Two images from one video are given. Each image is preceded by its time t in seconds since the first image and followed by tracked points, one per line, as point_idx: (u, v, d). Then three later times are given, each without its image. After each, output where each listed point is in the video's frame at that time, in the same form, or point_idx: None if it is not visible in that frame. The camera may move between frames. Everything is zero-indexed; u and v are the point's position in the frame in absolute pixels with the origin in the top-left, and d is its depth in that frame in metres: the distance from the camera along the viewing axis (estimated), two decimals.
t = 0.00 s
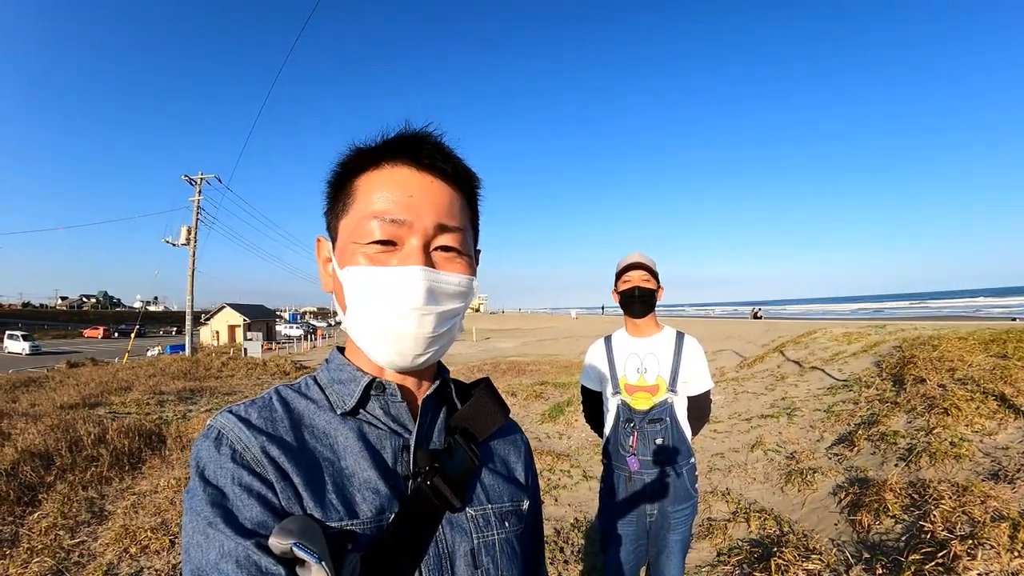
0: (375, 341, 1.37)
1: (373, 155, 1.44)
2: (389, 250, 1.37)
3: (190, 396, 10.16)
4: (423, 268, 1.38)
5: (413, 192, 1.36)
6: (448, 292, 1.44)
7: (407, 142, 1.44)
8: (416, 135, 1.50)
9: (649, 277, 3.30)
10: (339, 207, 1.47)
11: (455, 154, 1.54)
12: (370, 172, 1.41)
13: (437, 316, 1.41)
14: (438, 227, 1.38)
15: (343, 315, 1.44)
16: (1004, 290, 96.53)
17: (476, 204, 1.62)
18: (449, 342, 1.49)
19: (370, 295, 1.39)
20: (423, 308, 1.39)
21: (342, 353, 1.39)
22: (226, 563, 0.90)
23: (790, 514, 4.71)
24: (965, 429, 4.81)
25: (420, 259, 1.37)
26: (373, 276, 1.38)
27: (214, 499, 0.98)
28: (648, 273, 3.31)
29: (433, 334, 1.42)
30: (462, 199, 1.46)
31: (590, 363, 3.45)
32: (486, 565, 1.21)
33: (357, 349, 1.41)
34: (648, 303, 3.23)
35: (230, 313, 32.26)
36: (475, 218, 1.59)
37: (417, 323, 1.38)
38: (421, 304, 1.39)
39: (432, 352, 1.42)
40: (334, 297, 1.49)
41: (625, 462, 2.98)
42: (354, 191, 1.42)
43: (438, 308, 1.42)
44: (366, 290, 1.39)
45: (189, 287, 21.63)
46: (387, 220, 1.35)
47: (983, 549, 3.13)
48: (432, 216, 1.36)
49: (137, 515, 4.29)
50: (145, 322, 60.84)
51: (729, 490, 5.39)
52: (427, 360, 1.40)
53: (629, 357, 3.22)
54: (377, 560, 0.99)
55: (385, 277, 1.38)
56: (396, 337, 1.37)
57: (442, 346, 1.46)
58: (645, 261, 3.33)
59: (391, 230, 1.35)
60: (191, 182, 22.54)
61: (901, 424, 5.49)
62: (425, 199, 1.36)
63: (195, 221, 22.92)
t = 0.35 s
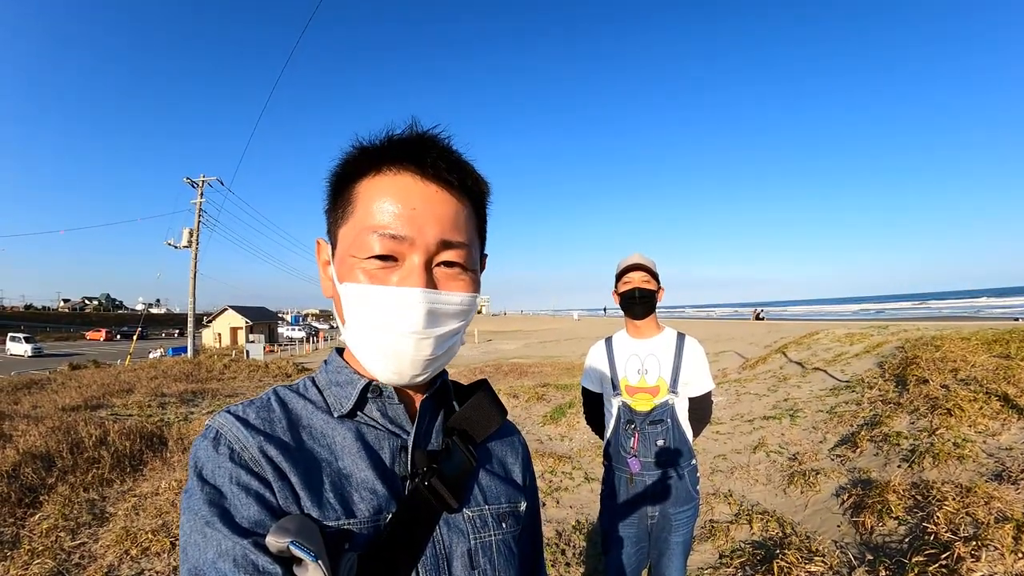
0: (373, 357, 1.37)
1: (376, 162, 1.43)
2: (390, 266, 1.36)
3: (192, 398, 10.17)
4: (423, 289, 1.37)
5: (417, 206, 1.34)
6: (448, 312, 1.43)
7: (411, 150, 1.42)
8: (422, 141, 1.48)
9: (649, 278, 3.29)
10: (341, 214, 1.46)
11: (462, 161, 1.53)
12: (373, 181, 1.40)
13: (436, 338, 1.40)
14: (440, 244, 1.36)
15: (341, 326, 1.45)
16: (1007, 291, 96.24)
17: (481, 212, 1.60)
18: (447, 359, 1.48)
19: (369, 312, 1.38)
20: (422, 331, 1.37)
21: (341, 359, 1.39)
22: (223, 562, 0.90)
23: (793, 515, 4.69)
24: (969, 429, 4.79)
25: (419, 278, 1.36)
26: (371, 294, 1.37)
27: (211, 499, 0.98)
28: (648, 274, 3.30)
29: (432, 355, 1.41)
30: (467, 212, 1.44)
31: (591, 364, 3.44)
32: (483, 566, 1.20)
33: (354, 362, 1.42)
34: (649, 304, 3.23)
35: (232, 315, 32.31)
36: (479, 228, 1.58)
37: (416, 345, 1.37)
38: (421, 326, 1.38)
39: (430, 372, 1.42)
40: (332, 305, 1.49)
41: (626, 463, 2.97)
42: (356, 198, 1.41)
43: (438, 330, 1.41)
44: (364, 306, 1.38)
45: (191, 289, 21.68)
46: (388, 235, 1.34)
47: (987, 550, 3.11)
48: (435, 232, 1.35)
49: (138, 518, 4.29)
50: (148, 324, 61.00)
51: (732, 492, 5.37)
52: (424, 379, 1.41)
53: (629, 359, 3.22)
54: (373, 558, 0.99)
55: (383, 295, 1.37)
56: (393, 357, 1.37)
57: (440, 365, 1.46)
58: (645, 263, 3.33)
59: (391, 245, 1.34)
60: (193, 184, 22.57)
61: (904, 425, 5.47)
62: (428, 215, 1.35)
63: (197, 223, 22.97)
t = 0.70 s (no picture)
0: (370, 343, 1.38)
1: (370, 156, 1.44)
2: (386, 253, 1.37)
3: (193, 400, 10.17)
4: (419, 272, 1.38)
5: (411, 193, 1.35)
6: (445, 294, 1.44)
7: (404, 143, 1.43)
8: (415, 135, 1.49)
9: (648, 279, 3.30)
10: (336, 207, 1.46)
11: (453, 153, 1.54)
12: (367, 174, 1.41)
13: (434, 318, 1.41)
14: (435, 230, 1.37)
15: (340, 317, 1.45)
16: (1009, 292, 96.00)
17: (473, 203, 1.62)
18: (444, 344, 1.49)
19: (367, 298, 1.39)
20: (419, 312, 1.39)
21: (339, 354, 1.39)
22: (220, 563, 0.90)
23: (795, 517, 4.67)
24: (971, 430, 4.77)
25: (416, 263, 1.37)
26: (369, 280, 1.38)
27: (208, 499, 0.97)
28: (647, 275, 3.31)
29: (431, 337, 1.43)
30: (460, 200, 1.46)
31: (590, 365, 3.44)
32: (482, 566, 1.20)
33: (354, 352, 1.42)
34: (648, 304, 3.22)
35: (234, 317, 32.35)
36: (472, 218, 1.59)
37: (414, 326, 1.39)
38: (418, 308, 1.39)
39: (429, 354, 1.43)
40: (330, 297, 1.49)
41: (626, 465, 2.96)
42: (350, 190, 1.42)
43: (435, 311, 1.42)
44: (363, 293, 1.39)
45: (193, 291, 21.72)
46: (384, 223, 1.35)
47: (989, 552, 3.10)
48: (429, 218, 1.36)
49: (138, 519, 4.29)
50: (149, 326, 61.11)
51: (733, 494, 5.36)
52: (423, 362, 1.41)
53: (629, 359, 3.21)
54: (370, 558, 0.98)
55: (381, 281, 1.38)
56: (392, 342, 1.38)
57: (439, 348, 1.47)
58: (644, 263, 3.33)
59: (387, 232, 1.35)
60: (195, 186, 22.63)
61: (906, 426, 5.45)
62: (422, 201, 1.36)
63: (199, 225, 23.02)
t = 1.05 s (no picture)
0: (380, 341, 1.37)
1: (374, 156, 1.45)
2: (395, 247, 1.37)
3: (194, 402, 10.16)
4: (429, 264, 1.38)
5: (416, 188, 1.36)
6: (454, 287, 1.44)
7: (407, 141, 1.45)
8: (417, 134, 1.50)
9: (650, 281, 3.30)
10: (341, 208, 1.47)
11: (455, 150, 1.55)
12: (371, 172, 1.42)
13: (444, 310, 1.42)
14: (442, 223, 1.38)
15: (350, 318, 1.44)
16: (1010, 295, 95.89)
17: (477, 201, 1.63)
18: (455, 339, 1.48)
19: (377, 294, 1.39)
20: (430, 304, 1.39)
21: (346, 357, 1.39)
22: (229, 567, 0.89)
23: (796, 519, 4.66)
24: (972, 432, 4.76)
25: (424, 256, 1.37)
26: (379, 275, 1.38)
27: (216, 503, 0.96)
28: (649, 277, 3.31)
29: (442, 329, 1.42)
30: (464, 195, 1.46)
31: (592, 367, 3.44)
32: (491, 568, 1.20)
33: (364, 351, 1.41)
34: (650, 306, 3.22)
35: (235, 318, 32.36)
36: (476, 215, 1.60)
37: (424, 318, 1.39)
38: (429, 299, 1.40)
39: (441, 348, 1.42)
40: (339, 299, 1.49)
41: (628, 466, 2.96)
42: (356, 189, 1.43)
43: (445, 303, 1.42)
44: (372, 289, 1.39)
45: (194, 292, 21.75)
46: (392, 218, 1.35)
47: (991, 553, 3.09)
48: (436, 212, 1.37)
49: (138, 520, 4.28)
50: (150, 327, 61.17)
51: (734, 496, 5.35)
52: (434, 357, 1.40)
53: (631, 361, 3.21)
54: (381, 561, 0.98)
55: (390, 276, 1.38)
56: (402, 335, 1.36)
57: (450, 342, 1.46)
58: (646, 265, 3.33)
59: (395, 227, 1.36)
60: (195, 188, 22.64)
61: (907, 428, 5.44)
62: (428, 196, 1.36)
63: (200, 227, 23.05)
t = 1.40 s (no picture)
0: (388, 335, 1.38)
1: (382, 153, 1.45)
2: (403, 243, 1.38)
3: (195, 402, 10.17)
4: (437, 259, 1.39)
5: (425, 185, 1.36)
6: (462, 283, 1.45)
7: (415, 138, 1.45)
8: (424, 131, 1.51)
9: (652, 282, 3.30)
10: (350, 205, 1.47)
11: (462, 147, 1.56)
12: (380, 169, 1.42)
13: (452, 306, 1.43)
14: (450, 221, 1.38)
15: (358, 314, 1.45)
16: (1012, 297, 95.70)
17: (483, 198, 1.63)
18: (462, 335, 1.49)
19: (386, 288, 1.39)
20: (438, 299, 1.40)
21: (354, 351, 1.39)
22: (237, 559, 0.88)
23: (797, 520, 4.65)
24: (973, 433, 4.76)
25: (433, 252, 1.38)
26: (387, 272, 1.38)
27: (224, 494, 0.96)
28: (651, 279, 3.31)
29: (450, 325, 1.43)
30: (471, 192, 1.47)
31: (593, 367, 3.44)
32: (498, 560, 1.20)
33: (372, 347, 1.41)
34: (652, 309, 3.23)
35: (236, 319, 32.41)
36: (482, 212, 1.61)
37: (433, 314, 1.39)
38: (437, 294, 1.40)
39: (449, 343, 1.43)
40: (347, 295, 1.49)
41: (629, 466, 2.96)
42: (365, 187, 1.43)
43: (453, 298, 1.43)
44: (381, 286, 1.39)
45: (195, 293, 21.80)
46: (401, 214, 1.36)
47: (991, 553, 3.08)
48: (444, 209, 1.37)
49: (139, 519, 4.29)
50: (151, 327, 61.26)
51: (735, 498, 5.34)
52: (442, 351, 1.41)
53: (633, 361, 3.21)
54: (389, 552, 0.98)
55: (398, 272, 1.38)
56: (411, 331, 1.37)
57: (458, 337, 1.47)
58: (648, 267, 3.33)
59: (404, 223, 1.36)
60: (197, 189, 22.68)
61: (908, 429, 5.43)
62: (436, 193, 1.37)
63: (202, 228, 23.10)
